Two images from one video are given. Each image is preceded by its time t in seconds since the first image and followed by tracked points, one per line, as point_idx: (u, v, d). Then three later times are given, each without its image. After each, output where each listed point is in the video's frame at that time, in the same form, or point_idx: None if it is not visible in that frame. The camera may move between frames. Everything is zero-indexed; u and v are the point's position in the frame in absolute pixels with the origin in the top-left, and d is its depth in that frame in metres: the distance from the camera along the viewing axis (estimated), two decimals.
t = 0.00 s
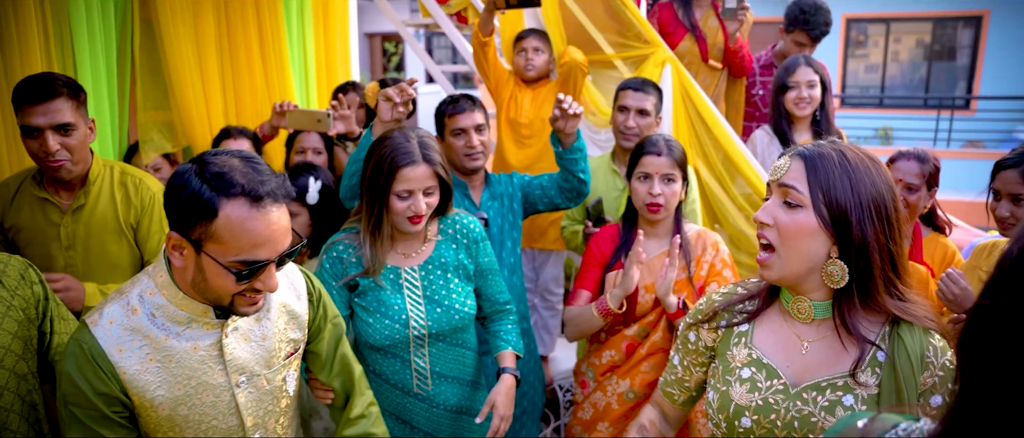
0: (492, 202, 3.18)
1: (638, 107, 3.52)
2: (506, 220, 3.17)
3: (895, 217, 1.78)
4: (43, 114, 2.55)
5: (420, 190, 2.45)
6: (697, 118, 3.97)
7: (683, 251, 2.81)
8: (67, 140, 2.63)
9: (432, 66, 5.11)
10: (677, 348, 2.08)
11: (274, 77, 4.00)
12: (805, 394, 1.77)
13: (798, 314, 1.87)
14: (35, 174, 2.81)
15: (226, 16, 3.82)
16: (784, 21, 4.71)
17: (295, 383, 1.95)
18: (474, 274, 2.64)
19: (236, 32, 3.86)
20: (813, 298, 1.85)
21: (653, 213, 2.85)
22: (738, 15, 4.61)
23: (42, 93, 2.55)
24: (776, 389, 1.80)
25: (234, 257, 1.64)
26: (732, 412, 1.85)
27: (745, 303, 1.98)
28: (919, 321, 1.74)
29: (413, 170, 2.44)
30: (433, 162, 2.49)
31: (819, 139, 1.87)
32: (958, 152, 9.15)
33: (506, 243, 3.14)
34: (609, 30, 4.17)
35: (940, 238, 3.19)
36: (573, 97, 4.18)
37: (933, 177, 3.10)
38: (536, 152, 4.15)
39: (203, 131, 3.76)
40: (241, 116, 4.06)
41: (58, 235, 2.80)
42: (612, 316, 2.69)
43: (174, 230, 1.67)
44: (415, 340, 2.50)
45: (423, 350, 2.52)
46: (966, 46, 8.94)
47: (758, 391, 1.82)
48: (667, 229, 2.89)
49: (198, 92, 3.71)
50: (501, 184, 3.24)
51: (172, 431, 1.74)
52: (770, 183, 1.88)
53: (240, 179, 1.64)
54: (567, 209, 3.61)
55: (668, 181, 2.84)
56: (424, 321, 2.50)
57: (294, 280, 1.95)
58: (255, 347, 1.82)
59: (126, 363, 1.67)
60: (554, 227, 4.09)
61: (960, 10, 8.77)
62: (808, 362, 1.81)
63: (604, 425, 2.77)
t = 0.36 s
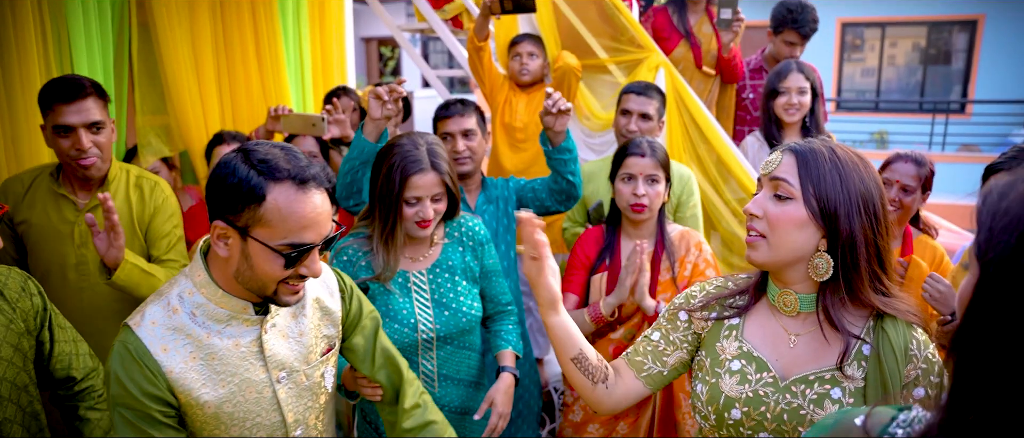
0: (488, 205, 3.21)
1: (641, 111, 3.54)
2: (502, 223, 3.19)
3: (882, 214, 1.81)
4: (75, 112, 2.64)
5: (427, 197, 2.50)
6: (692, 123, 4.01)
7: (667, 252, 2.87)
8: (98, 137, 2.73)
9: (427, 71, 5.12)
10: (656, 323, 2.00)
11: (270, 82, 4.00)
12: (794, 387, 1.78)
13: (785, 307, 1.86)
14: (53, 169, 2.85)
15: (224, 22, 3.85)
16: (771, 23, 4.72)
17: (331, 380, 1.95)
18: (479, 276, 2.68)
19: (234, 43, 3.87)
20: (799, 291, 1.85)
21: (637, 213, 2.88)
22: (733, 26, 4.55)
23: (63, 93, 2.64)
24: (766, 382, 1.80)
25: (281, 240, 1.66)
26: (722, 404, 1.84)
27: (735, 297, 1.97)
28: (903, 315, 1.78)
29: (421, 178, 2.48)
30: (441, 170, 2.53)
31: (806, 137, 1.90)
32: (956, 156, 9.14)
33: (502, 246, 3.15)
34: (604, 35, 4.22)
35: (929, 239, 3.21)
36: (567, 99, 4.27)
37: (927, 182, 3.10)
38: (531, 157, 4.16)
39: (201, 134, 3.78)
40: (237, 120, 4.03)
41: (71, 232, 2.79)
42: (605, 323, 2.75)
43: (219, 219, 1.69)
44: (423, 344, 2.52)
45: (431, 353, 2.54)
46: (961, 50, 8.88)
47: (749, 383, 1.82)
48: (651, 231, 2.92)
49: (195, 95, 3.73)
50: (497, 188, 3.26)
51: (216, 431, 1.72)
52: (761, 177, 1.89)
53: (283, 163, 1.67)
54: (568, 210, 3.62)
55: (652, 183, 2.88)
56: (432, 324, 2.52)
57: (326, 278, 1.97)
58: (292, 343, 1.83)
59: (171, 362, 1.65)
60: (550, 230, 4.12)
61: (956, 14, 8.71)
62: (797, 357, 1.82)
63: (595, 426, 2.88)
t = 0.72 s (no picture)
0: (488, 200, 3.23)
1: (649, 106, 3.55)
2: (503, 219, 3.22)
3: (875, 216, 1.84)
4: (118, 109, 2.71)
5: (441, 187, 2.53)
6: (692, 119, 4.01)
7: (656, 244, 2.89)
8: (136, 135, 2.79)
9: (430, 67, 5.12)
10: (659, 326, 2.01)
11: (273, 77, 4.01)
12: (798, 388, 1.79)
13: (787, 314, 1.88)
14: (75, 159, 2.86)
15: (226, 19, 3.86)
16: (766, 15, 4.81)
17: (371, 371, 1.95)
18: (491, 268, 2.71)
19: (237, 35, 3.89)
20: (805, 299, 1.86)
21: (627, 204, 2.89)
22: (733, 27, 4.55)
23: (98, 93, 2.68)
24: (770, 383, 1.81)
25: (329, 220, 1.66)
26: (726, 405, 1.84)
27: (738, 302, 1.99)
28: (900, 321, 1.83)
29: (435, 168, 2.51)
30: (453, 161, 2.55)
31: (794, 148, 1.89)
32: (956, 151, 9.19)
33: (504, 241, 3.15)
34: (605, 30, 4.21)
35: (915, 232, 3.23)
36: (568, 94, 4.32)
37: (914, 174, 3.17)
38: (532, 151, 4.17)
39: (205, 131, 3.81)
40: (239, 115, 4.05)
41: (90, 224, 2.81)
42: (597, 319, 2.76)
43: (264, 207, 1.69)
44: (440, 335, 2.55)
45: (448, 343, 2.57)
46: (966, 44, 9.00)
47: (753, 385, 1.82)
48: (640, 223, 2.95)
49: (199, 92, 3.75)
50: (498, 183, 3.28)
51: (265, 426, 1.68)
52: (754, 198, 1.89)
53: (322, 144, 1.67)
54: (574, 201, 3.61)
55: (642, 174, 2.90)
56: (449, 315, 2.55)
57: (362, 269, 1.99)
58: (336, 333, 1.82)
59: (222, 356, 1.61)
60: (551, 225, 4.14)
61: (958, 9, 8.89)
62: (799, 359, 1.84)
63: (591, 418, 2.91)
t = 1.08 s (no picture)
0: (488, 199, 3.27)
1: (656, 107, 3.56)
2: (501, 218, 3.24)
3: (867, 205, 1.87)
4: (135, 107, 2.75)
5: (447, 182, 2.58)
6: (691, 120, 4.03)
7: (644, 243, 2.91)
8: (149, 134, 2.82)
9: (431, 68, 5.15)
10: (650, 308, 2.04)
11: (274, 76, 4.03)
12: (785, 375, 1.82)
13: (776, 301, 1.90)
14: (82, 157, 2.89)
15: (226, 15, 3.88)
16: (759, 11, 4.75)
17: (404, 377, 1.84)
18: (498, 266, 2.74)
19: (236, 32, 3.91)
20: (793, 286, 1.89)
21: (617, 204, 2.93)
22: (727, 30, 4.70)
23: (111, 92, 2.71)
24: (758, 371, 1.84)
25: (387, 208, 1.60)
26: (716, 391, 1.87)
27: (728, 290, 2.01)
28: (888, 310, 1.86)
29: (440, 162, 2.56)
30: (459, 155, 2.61)
31: (790, 137, 1.92)
32: (954, 150, 9.23)
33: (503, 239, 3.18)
34: (603, 30, 4.25)
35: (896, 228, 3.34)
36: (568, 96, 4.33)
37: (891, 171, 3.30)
38: (532, 152, 4.21)
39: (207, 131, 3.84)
40: (240, 116, 4.08)
41: (96, 222, 2.85)
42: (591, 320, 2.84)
43: (314, 212, 1.58)
44: (448, 331, 2.57)
45: (456, 341, 2.59)
46: (965, 43, 8.91)
47: (741, 372, 1.85)
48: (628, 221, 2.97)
49: (200, 92, 3.79)
50: (498, 182, 3.32)
51: None
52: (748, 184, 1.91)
53: (356, 137, 1.61)
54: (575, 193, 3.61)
55: (632, 174, 2.93)
56: (457, 312, 2.57)
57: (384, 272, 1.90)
58: (376, 338, 1.73)
59: (277, 371, 1.51)
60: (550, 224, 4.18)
61: (958, 8, 8.87)
62: (787, 347, 1.86)
63: (589, 415, 2.94)
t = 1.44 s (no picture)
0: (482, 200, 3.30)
1: (656, 108, 3.58)
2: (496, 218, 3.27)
3: (841, 201, 1.95)
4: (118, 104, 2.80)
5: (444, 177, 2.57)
6: (684, 120, 4.05)
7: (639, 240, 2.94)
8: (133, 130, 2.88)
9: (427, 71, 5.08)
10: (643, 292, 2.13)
11: (270, 80, 4.04)
12: (756, 365, 1.90)
13: (753, 295, 1.99)
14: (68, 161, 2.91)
15: (224, 32, 3.91)
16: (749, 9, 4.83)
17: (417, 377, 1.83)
18: (498, 267, 2.77)
19: (233, 40, 3.93)
20: (766, 279, 1.98)
21: (611, 203, 2.95)
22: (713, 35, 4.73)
23: (92, 89, 2.75)
24: (731, 360, 1.93)
25: (427, 201, 1.56)
26: (691, 379, 1.98)
27: (714, 283, 2.10)
28: (859, 304, 1.90)
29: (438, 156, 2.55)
30: (456, 150, 2.61)
31: (769, 134, 2.00)
32: (948, 151, 9.28)
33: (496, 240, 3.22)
34: (596, 32, 4.28)
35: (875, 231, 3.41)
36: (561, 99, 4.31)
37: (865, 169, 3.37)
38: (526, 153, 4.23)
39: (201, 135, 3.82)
40: (236, 119, 4.08)
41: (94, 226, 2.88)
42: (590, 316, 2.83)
43: (353, 205, 1.53)
44: (446, 329, 2.59)
45: (453, 340, 2.61)
46: (959, 45, 8.81)
47: (715, 361, 1.95)
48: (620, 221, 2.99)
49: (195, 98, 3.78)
50: (492, 183, 3.34)
51: None
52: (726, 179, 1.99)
53: (395, 128, 1.57)
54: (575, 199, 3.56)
55: (625, 174, 2.95)
56: (455, 310, 2.60)
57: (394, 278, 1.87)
58: (404, 336, 1.73)
59: (346, 369, 1.46)
60: (545, 225, 4.19)
61: (951, 10, 8.61)
62: (761, 337, 1.95)
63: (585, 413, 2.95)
